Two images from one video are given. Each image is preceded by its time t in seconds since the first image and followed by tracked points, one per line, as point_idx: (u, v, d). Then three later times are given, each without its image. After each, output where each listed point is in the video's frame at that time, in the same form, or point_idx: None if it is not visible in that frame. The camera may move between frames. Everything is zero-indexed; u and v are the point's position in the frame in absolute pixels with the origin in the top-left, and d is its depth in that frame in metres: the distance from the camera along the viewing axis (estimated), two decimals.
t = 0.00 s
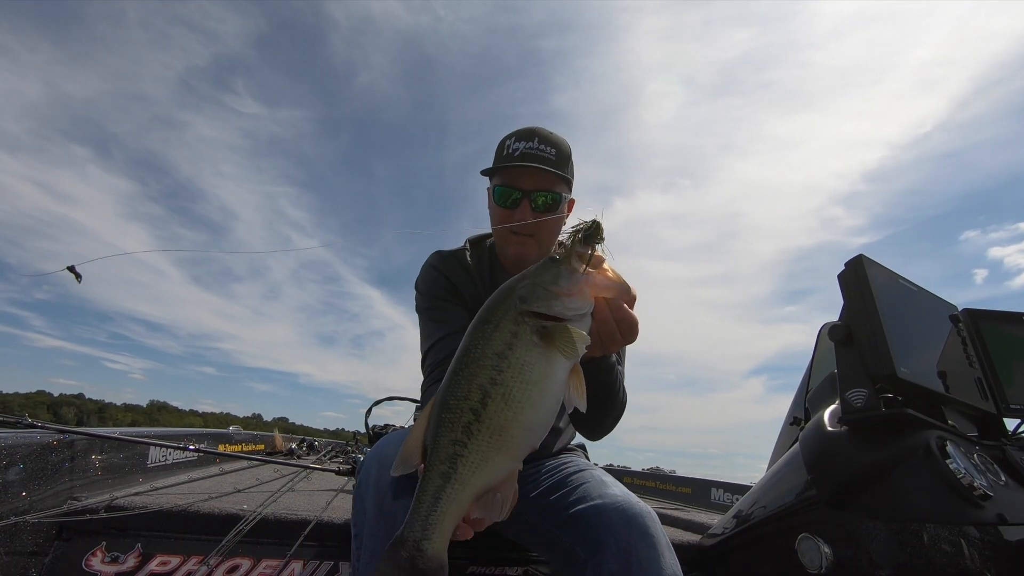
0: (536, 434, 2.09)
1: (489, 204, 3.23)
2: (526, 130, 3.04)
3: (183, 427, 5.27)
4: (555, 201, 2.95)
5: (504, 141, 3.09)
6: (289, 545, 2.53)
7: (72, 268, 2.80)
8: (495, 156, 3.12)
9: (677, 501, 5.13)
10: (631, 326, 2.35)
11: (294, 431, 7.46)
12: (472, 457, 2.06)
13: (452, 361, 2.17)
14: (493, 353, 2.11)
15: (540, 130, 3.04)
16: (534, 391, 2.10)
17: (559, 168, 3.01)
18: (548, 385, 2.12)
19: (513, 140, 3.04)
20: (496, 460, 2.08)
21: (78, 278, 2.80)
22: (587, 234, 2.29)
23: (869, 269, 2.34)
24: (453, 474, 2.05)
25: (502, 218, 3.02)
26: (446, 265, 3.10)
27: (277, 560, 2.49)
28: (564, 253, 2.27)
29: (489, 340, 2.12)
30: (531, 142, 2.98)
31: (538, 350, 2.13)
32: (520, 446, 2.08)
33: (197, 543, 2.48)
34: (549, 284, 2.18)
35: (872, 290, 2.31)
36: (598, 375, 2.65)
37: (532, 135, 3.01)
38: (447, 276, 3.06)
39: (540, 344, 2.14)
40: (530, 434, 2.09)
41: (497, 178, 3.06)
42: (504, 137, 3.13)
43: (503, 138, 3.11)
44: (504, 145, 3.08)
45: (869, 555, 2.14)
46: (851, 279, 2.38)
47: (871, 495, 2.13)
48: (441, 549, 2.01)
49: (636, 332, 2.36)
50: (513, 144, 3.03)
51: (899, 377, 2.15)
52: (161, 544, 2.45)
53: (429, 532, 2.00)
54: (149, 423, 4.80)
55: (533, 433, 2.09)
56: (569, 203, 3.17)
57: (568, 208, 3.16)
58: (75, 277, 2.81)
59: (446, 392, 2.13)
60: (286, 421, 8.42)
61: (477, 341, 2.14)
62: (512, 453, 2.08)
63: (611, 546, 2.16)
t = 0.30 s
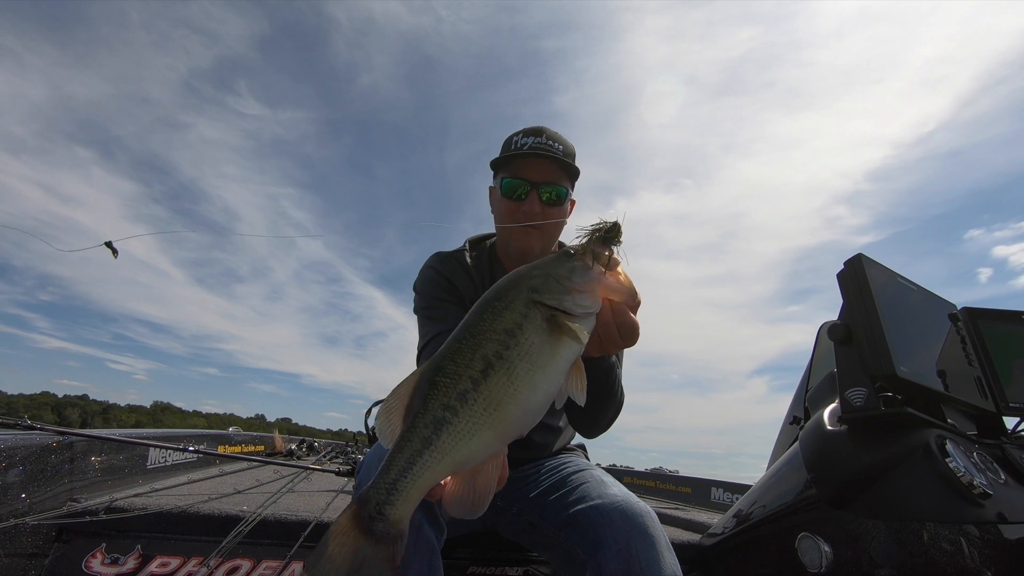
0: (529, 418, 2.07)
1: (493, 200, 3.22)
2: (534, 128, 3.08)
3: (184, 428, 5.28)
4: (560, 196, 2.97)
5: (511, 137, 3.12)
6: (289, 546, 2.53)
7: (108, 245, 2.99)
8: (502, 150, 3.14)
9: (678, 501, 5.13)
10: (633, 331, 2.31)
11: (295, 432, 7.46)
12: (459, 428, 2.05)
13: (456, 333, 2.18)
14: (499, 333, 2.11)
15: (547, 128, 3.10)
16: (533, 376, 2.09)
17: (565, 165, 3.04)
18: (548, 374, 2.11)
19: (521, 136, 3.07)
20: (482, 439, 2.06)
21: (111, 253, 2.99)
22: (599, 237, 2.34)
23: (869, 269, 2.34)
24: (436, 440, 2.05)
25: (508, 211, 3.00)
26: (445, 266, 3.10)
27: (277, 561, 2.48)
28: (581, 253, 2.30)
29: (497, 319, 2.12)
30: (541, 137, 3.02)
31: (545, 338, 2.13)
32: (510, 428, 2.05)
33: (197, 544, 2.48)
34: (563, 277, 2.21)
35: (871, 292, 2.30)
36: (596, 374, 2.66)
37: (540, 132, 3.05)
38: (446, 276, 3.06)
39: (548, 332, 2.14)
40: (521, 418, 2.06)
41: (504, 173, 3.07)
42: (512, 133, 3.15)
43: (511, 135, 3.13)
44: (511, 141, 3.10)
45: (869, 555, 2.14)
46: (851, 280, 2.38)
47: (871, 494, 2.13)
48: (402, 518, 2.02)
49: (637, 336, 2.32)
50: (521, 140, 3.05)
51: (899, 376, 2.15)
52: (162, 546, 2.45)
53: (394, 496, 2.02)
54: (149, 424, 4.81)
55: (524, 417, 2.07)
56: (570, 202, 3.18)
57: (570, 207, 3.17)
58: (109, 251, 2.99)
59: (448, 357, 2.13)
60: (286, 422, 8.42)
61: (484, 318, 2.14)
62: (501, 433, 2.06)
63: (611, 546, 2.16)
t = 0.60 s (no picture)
0: (550, 412, 2.09)
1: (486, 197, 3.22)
2: (525, 123, 3.10)
3: (185, 429, 5.28)
4: (552, 188, 2.97)
5: (503, 133, 3.14)
6: (290, 547, 2.53)
7: (101, 239, 3.15)
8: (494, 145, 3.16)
9: (677, 500, 5.13)
10: (632, 317, 2.34)
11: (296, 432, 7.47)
12: (480, 429, 2.05)
13: (461, 338, 2.18)
14: (505, 332, 2.11)
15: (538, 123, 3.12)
16: (546, 370, 2.10)
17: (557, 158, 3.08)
18: (561, 367, 2.12)
19: (512, 131, 3.09)
20: (505, 436, 2.07)
21: (104, 245, 3.15)
22: (586, 228, 2.36)
23: (868, 268, 2.34)
24: (459, 445, 2.05)
25: (501, 203, 2.99)
26: (443, 265, 3.10)
27: (277, 562, 2.48)
28: (571, 246, 2.29)
29: (501, 319, 2.13)
30: (532, 131, 3.04)
31: (553, 332, 2.13)
32: (531, 423, 2.07)
33: (198, 545, 2.48)
34: (558, 272, 2.18)
35: (871, 290, 2.31)
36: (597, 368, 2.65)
37: (532, 127, 3.07)
38: (442, 276, 3.06)
39: (552, 327, 2.14)
40: (542, 412, 2.08)
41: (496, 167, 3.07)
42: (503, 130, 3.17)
43: (502, 131, 3.15)
44: (502, 137, 3.12)
45: (869, 554, 2.14)
46: (850, 279, 2.38)
47: (871, 493, 2.14)
48: (437, 524, 2.01)
49: (635, 322, 2.35)
50: (513, 134, 3.07)
51: (898, 375, 2.15)
52: (162, 547, 2.45)
53: (426, 505, 2.00)
54: (150, 425, 4.80)
55: (544, 411, 2.08)
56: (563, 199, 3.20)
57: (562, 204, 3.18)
58: (102, 243, 3.15)
59: (457, 363, 2.13)
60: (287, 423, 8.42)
61: (488, 319, 2.14)
62: (523, 428, 2.07)
63: (612, 545, 2.16)
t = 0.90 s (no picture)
0: (524, 416, 2.11)
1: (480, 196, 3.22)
2: (519, 122, 3.11)
3: (185, 428, 5.29)
4: (546, 186, 2.98)
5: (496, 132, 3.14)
6: (290, 546, 2.53)
7: (111, 236, 3.05)
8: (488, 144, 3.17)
9: (677, 500, 5.14)
10: (649, 317, 2.35)
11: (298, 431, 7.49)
12: (454, 418, 2.14)
13: (464, 321, 2.21)
14: (505, 326, 2.13)
15: (531, 122, 3.14)
16: (533, 373, 2.11)
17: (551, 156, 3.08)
18: (547, 374, 2.11)
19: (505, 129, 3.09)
20: (475, 431, 2.13)
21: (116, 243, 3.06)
22: (613, 225, 2.24)
23: (869, 268, 2.34)
24: (428, 426, 2.17)
25: (495, 202, 3.00)
26: (434, 268, 3.11)
27: (277, 561, 2.49)
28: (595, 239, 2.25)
29: (505, 312, 2.14)
30: (525, 129, 3.06)
31: (552, 333, 2.14)
32: (503, 424, 2.11)
33: (198, 544, 2.48)
34: (575, 269, 2.17)
35: (871, 290, 2.31)
36: (608, 368, 2.65)
37: (525, 125, 3.08)
38: (435, 279, 3.06)
39: (556, 328, 2.15)
40: (514, 415, 2.11)
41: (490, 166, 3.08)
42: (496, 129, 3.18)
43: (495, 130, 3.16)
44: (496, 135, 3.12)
45: (869, 554, 2.14)
46: (851, 279, 2.38)
47: (871, 493, 2.14)
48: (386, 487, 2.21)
49: (651, 323, 2.36)
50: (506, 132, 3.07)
51: (898, 375, 2.15)
52: (162, 546, 2.45)
53: (381, 470, 2.20)
54: (150, 424, 4.81)
55: (517, 414, 2.11)
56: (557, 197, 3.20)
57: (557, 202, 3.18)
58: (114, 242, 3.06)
59: (450, 349, 2.18)
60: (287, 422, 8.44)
61: (492, 309, 2.16)
62: (494, 428, 2.12)
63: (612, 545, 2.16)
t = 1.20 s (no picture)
0: (496, 427, 2.12)
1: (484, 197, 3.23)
2: (527, 124, 3.10)
3: (186, 428, 5.30)
4: (549, 193, 2.99)
5: (503, 134, 3.14)
6: (290, 546, 2.54)
7: (82, 241, 3.05)
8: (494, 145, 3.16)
9: (677, 501, 5.14)
10: (643, 329, 2.23)
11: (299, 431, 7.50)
12: (430, 423, 2.15)
13: (449, 327, 2.22)
14: (489, 335, 2.14)
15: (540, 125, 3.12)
16: (511, 385, 2.11)
17: (556, 162, 3.07)
18: (524, 388, 2.10)
19: (512, 132, 3.09)
20: (448, 436, 2.15)
21: (87, 252, 3.05)
22: (604, 240, 2.27)
23: (869, 268, 2.34)
24: (404, 428, 2.19)
25: (497, 207, 3.01)
26: (436, 264, 3.10)
27: (277, 561, 2.49)
28: (586, 254, 2.26)
29: (490, 321, 2.15)
30: (532, 133, 3.04)
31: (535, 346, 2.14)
32: (475, 434, 2.11)
33: (198, 543, 2.49)
34: (564, 283, 2.18)
35: (872, 290, 2.30)
36: (613, 377, 2.64)
37: (533, 128, 3.07)
38: (437, 276, 3.06)
39: (540, 341, 2.15)
40: (485, 426, 2.11)
41: (495, 169, 3.08)
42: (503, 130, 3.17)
43: (502, 132, 3.15)
44: (503, 138, 3.12)
45: (869, 554, 2.14)
46: (851, 279, 2.38)
47: (871, 493, 2.13)
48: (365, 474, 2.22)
49: (647, 335, 2.23)
50: (513, 136, 3.07)
51: (898, 375, 2.15)
52: (162, 546, 2.46)
53: (361, 457, 2.22)
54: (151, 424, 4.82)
55: (489, 425, 2.11)
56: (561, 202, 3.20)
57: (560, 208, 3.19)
58: (84, 250, 3.04)
59: (433, 353, 2.20)
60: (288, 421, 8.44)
61: (478, 317, 2.17)
62: (467, 437, 2.13)
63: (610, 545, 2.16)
